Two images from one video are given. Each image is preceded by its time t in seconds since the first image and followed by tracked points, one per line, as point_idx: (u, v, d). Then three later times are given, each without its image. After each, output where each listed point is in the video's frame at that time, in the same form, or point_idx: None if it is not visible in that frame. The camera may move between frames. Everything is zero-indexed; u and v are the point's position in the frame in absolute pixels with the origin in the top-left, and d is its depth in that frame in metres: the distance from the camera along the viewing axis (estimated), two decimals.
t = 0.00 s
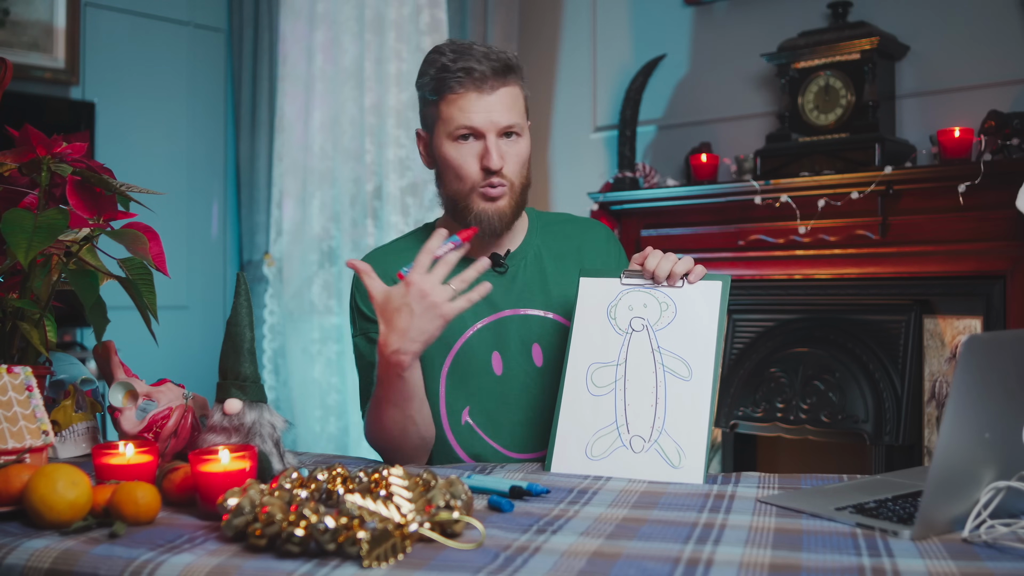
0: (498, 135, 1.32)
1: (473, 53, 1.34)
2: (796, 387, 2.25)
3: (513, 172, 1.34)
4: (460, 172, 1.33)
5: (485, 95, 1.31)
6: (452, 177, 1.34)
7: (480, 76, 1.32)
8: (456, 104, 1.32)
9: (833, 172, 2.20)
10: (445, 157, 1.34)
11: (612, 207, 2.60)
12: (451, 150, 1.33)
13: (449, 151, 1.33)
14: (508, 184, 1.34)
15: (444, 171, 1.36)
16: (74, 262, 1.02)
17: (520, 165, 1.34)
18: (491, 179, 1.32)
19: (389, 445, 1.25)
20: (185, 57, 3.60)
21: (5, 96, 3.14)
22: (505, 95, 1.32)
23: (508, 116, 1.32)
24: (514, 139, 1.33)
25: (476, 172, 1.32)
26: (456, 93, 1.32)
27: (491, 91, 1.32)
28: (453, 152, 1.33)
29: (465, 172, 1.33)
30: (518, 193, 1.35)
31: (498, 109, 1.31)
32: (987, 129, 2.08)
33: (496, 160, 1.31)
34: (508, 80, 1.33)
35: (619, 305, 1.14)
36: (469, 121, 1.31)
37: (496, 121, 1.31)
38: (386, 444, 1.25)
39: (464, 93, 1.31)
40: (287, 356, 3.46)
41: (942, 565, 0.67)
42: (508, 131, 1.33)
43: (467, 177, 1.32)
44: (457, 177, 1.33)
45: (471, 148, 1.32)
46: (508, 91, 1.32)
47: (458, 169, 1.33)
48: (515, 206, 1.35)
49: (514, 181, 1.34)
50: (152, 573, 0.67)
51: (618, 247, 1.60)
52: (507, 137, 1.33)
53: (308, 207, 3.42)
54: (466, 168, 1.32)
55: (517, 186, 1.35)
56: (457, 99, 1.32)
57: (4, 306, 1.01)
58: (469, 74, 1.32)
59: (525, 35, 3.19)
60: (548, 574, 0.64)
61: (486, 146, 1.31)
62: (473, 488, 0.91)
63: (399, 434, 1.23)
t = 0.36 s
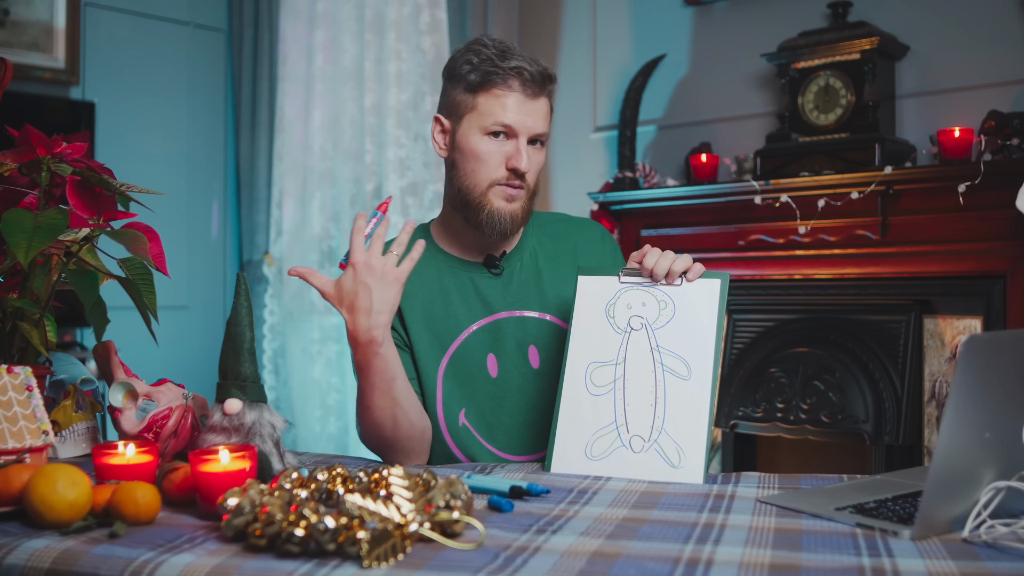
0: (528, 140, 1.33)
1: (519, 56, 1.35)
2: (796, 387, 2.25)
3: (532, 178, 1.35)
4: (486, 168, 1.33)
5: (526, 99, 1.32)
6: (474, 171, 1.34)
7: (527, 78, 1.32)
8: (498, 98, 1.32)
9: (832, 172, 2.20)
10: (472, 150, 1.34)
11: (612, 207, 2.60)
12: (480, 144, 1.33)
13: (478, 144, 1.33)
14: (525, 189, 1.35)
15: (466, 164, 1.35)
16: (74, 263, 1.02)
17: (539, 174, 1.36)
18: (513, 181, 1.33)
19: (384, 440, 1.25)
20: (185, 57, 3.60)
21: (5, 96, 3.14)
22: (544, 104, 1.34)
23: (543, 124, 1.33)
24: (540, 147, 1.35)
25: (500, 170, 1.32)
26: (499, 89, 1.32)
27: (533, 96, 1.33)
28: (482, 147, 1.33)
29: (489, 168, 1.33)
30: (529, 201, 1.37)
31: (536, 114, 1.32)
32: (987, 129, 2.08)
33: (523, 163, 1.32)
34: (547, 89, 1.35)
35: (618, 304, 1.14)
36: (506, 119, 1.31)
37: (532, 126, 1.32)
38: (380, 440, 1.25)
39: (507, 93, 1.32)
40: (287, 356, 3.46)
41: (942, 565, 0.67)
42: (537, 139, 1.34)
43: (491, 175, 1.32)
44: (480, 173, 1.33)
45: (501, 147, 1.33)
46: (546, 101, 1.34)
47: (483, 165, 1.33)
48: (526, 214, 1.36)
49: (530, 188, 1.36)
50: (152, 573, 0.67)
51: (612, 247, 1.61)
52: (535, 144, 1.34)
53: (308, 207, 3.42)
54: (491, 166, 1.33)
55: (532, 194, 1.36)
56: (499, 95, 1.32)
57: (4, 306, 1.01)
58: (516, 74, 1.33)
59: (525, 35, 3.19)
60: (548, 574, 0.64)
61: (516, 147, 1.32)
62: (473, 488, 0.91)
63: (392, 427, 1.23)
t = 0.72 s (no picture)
0: (542, 129, 1.33)
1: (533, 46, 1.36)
2: (796, 387, 2.25)
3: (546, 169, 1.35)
4: (500, 157, 1.33)
5: (540, 87, 1.33)
6: (488, 160, 1.34)
7: (541, 67, 1.33)
8: (512, 87, 1.32)
9: (832, 172, 2.20)
10: (486, 138, 1.34)
11: (612, 207, 2.60)
12: (494, 132, 1.33)
13: (492, 133, 1.34)
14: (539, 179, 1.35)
15: (480, 154, 1.36)
16: (74, 263, 1.02)
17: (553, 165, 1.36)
18: (527, 169, 1.33)
19: (387, 439, 1.25)
20: (185, 57, 3.60)
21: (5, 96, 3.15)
22: (558, 93, 1.34)
23: (556, 113, 1.34)
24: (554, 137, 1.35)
25: (515, 159, 1.33)
26: (513, 77, 1.33)
27: (546, 85, 1.33)
28: (496, 135, 1.33)
29: (504, 157, 1.33)
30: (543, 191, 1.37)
31: (551, 103, 1.33)
32: (987, 129, 2.08)
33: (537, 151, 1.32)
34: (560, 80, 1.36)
35: (619, 304, 1.14)
36: (520, 106, 1.32)
37: (546, 114, 1.33)
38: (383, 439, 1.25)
39: (521, 80, 1.32)
40: (287, 356, 3.46)
41: (942, 565, 0.67)
42: (551, 128, 1.34)
43: (506, 163, 1.33)
44: (495, 162, 1.34)
45: (515, 135, 1.33)
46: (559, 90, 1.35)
47: (497, 154, 1.33)
48: (540, 204, 1.36)
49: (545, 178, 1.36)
50: (152, 573, 0.67)
51: (620, 251, 1.62)
52: (549, 134, 1.35)
53: (308, 207, 3.42)
54: (506, 154, 1.33)
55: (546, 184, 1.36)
56: (513, 83, 1.33)
57: (4, 307, 1.01)
58: (529, 63, 1.33)
59: (525, 35, 3.19)
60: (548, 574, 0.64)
61: (530, 135, 1.33)
62: (473, 488, 0.91)
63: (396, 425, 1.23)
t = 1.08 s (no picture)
0: (546, 133, 1.33)
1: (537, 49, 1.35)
2: (796, 387, 2.26)
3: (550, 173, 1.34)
4: (503, 161, 1.33)
5: (543, 90, 1.32)
6: (491, 165, 1.34)
7: (545, 70, 1.33)
8: (515, 90, 1.32)
9: (832, 172, 2.20)
10: (488, 143, 1.34)
11: (612, 207, 2.60)
12: (497, 137, 1.33)
13: (495, 137, 1.33)
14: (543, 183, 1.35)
15: (483, 158, 1.36)
16: (74, 263, 1.02)
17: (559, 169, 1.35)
18: (530, 174, 1.33)
19: (394, 443, 1.25)
20: (185, 56, 3.60)
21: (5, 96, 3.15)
22: (563, 95, 1.34)
23: (561, 116, 1.33)
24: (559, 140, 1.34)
25: (518, 163, 1.33)
26: (516, 81, 1.33)
27: (550, 87, 1.33)
28: (499, 139, 1.33)
29: (507, 162, 1.33)
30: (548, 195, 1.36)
31: (556, 107, 1.32)
32: (987, 129, 2.08)
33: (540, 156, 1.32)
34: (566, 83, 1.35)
35: (619, 305, 1.14)
36: (523, 110, 1.31)
37: (550, 117, 1.32)
38: (394, 439, 1.23)
39: (525, 84, 1.32)
40: (287, 356, 3.46)
41: (942, 565, 0.67)
42: (556, 131, 1.34)
43: (508, 168, 1.33)
44: (497, 166, 1.34)
45: (518, 139, 1.33)
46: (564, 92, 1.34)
47: (500, 158, 1.33)
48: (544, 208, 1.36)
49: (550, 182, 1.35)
50: (152, 573, 0.67)
51: (626, 254, 1.61)
52: (554, 137, 1.34)
53: (308, 207, 3.42)
54: (509, 158, 1.33)
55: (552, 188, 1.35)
56: (515, 87, 1.33)
57: (4, 306, 1.01)
58: (533, 67, 1.33)
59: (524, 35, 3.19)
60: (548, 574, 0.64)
61: (533, 140, 1.32)
62: (473, 488, 0.91)
63: (413, 430, 1.20)
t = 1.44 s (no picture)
0: (512, 143, 1.31)
1: (491, 58, 1.33)
2: (796, 387, 2.26)
3: (527, 182, 1.33)
4: (474, 181, 1.33)
5: (501, 101, 1.30)
6: (465, 185, 1.35)
7: (497, 81, 1.31)
8: (471, 109, 1.31)
9: (832, 172, 2.20)
10: (459, 165, 1.35)
11: (612, 207, 2.60)
12: (465, 158, 1.34)
13: (463, 158, 1.33)
14: (522, 193, 1.34)
15: (458, 180, 1.37)
16: (74, 263, 1.02)
17: (536, 174, 1.34)
18: (501, 189, 1.32)
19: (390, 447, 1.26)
20: (185, 56, 3.60)
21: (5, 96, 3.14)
22: (523, 101, 1.31)
23: (524, 123, 1.31)
24: (530, 146, 1.32)
25: (489, 181, 1.33)
26: (471, 98, 1.31)
27: (508, 97, 1.31)
28: (466, 160, 1.33)
29: (479, 181, 1.33)
30: (531, 202, 1.35)
31: (514, 117, 1.30)
32: (987, 129, 2.08)
33: (509, 169, 1.31)
34: (526, 86, 1.32)
35: (619, 305, 1.14)
36: (482, 128, 1.30)
37: (512, 128, 1.30)
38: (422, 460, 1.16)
39: (480, 99, 1.30)
40: (287, 356, 3.46)
41: (942, 565, 0.67)
42: (524, 139, 1.32)
43: (479, 187, 1.33)
44: (469, 187, 1.34)
45: (485, 156, 1.32)
46: (524, 97, 1.31)
47: (472, 178, 1.34)
48: (527, 216, 1.35)
49: (528, 190, 1.34)
50: (151, 573, 0.67)
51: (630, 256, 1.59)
52: (523, 146, 1.32)
53: (308, 207, 3.42)
54: (479, 178, 1.33)
55: (532, 195, 1.34)
56: (472, 104, 1.31)
57: (4, 306, 1.01)
58: (485, 81, 1.31)
59: (525, 36, 3.19)
60: (548, 574, 0.64)
61: (498, 154, 1.31)
62: (473, 488, 0.91)
63: (450, 455, 1.13)
